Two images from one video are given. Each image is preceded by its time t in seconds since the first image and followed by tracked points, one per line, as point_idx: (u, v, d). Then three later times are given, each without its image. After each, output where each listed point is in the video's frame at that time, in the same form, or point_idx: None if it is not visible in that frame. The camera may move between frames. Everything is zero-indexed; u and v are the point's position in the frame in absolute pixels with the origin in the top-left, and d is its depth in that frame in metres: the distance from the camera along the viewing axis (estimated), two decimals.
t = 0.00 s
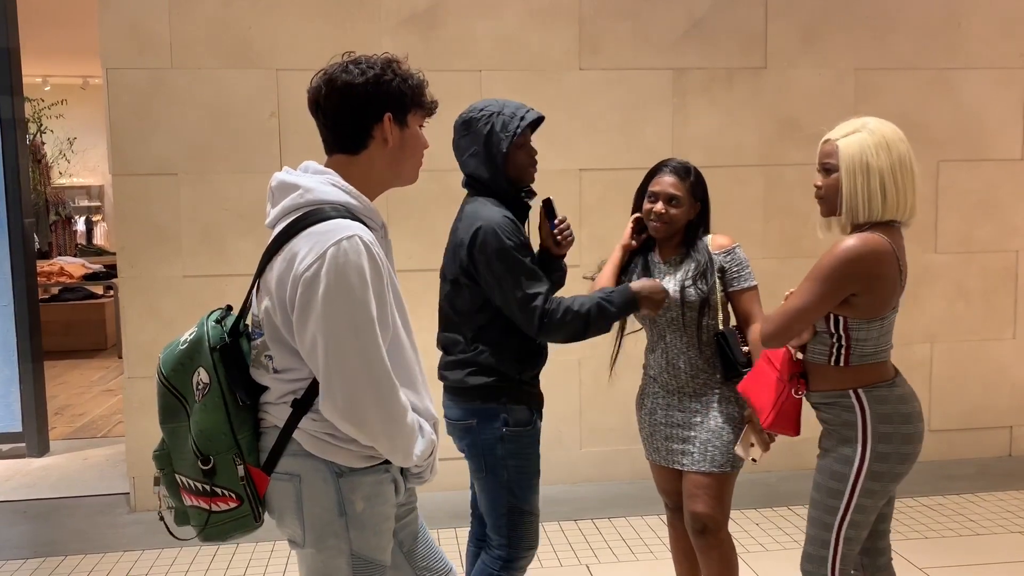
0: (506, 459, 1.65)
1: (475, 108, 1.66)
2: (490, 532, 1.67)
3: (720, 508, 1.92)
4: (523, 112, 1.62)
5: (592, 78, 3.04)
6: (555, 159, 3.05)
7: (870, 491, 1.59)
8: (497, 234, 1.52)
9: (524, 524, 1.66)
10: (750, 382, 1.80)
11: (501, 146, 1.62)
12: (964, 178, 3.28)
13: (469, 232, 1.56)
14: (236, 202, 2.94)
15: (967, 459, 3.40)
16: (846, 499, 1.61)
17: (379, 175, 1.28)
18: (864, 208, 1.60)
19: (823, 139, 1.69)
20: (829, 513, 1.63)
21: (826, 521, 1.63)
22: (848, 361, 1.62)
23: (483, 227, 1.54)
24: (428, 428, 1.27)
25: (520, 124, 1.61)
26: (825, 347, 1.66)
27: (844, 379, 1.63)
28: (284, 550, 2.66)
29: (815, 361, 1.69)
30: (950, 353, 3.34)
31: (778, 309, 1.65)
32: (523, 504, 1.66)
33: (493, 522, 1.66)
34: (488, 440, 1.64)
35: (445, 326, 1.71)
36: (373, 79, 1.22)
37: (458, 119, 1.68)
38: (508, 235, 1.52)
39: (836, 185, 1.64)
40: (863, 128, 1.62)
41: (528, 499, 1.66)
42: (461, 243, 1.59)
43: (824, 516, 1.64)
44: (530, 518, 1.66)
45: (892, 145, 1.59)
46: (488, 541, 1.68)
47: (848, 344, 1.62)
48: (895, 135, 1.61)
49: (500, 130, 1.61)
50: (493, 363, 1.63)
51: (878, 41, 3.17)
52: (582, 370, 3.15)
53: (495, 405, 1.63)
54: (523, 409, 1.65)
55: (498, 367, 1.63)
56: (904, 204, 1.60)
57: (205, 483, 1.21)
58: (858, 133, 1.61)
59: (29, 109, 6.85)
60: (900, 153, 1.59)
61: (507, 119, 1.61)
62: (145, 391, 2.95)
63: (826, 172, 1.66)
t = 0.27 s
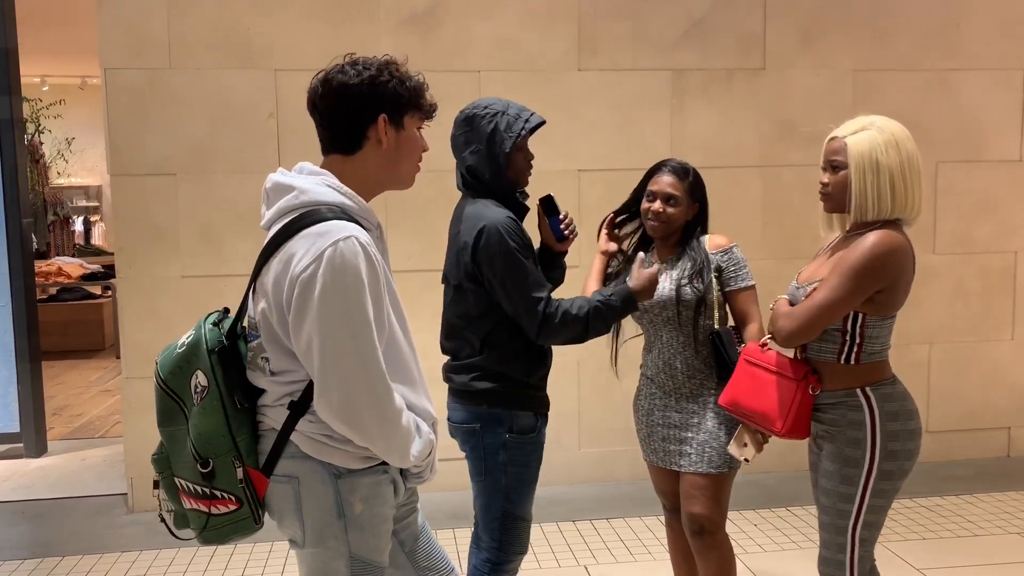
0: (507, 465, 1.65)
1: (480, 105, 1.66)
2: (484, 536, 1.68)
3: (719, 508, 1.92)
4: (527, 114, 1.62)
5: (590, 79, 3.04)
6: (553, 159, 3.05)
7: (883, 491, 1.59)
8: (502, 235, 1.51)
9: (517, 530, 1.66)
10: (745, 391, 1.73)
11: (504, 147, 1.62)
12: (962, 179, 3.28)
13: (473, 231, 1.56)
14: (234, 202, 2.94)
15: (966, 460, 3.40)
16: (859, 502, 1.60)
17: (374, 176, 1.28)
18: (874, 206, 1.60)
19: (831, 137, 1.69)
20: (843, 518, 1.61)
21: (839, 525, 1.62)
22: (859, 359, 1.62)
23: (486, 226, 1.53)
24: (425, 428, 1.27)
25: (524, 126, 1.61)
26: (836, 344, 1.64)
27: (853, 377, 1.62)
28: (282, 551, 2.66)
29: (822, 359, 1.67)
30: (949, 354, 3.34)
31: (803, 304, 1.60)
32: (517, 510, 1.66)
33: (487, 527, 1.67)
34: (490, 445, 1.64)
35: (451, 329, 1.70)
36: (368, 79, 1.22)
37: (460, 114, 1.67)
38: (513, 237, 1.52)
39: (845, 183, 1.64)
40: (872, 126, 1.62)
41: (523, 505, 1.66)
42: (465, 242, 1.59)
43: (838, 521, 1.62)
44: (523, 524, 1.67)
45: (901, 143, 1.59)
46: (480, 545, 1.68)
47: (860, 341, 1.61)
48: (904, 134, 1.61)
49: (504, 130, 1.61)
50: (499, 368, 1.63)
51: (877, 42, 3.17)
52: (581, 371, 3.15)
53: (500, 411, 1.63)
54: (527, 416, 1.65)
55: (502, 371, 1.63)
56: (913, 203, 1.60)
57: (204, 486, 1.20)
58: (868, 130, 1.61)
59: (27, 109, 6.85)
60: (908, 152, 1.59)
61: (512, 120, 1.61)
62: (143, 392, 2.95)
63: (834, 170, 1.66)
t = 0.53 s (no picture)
0: (489, 473, 1.65)
1: (480, 106, 1.66)
2: (468, 541, 1.69)
3: (715, 510, 1.92)
4: (528, 116, 1.62)
5: (588, 81, 3.04)
6: (551, 161, 3.05)
7: (883, 499, 1.59)
8: (487, 241, 1.51)
9: (499, 538, 1.66)
10: (737, 391, 1.74)
11: (505, 148, 1.62)
12: (959, 182, 3.29)
13: (463, 235, 1.56)
14: (232, 204, 2.94)
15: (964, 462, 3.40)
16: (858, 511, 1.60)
17: (368, 179, 1.28)
18: (874, 213, 1.60)
19: (831, 145, 1.70)
20: (847, 528, 1.61)
21: (844, 535, 1.61)
22: (853, 365, 1.62)
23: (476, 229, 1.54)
24: (427, 431, 1.27)
25: (524, 127, 1.61)
26: (831, 350, 1.64)
27: (848, 385, 1.62)
28: (281, 554, 2.66)
29: (816, 364, 1.67)
30: (947, 356, 3.35)
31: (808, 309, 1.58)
32: (500, 517, 1.66)
33: (472, 532, 1.68)
34: (472, 450, 1.65)
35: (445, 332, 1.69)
36: (360, 82, 1.22)
37: (461, 114, 1.67)
38: (498, 243, 1.51)
39: (844, 190, 1.65)
40: (871, 133, 1.63)
41: (506, 514, 1.66)
42: (455, 247, 1.60)
43: (842, 531, 1.61)
44: (506, 531, 1.66)
45: (900, 149, 1.59)
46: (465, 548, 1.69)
47: (856, 348, 1.61)
48: (903, 140, 1.60)
49: (504, 132, 1.61)
50: (482, 375, 1.64)
51: (874, 45, 3.18)
52: (580, 373, 3.15)
53: (483, 417, 1.64)
54: (511, 424, 1.64)
55: (487, 378, 1.63)
56: (914, 209, 1.60)
57: (204, 493, 1.20)
58: (866, 137, 1.62)
59: (25, 111, 6.85)
60: (908, 158, 1.59)
61: (513, 121, 1.62)
62: (141, 394, 2.94)
63: (834, 178, 1.67)
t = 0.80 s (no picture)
0: (480, 479, 1.64)
1: (491, 109, 1.66)
2: (462, 546, 1.68)
3: (713, 511, 1.92)
4: (542, 125, 1.62)
5: (584, 83, 3.04)
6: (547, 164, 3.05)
7: (869, 503, 1.59)
8: (484, 249, 1.51)
9: (494, 543, 1.65)
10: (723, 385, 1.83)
11: (513, 155, 1.62)
12: (954, 183, 3.29)
13: (460, 240, 1.56)
14: (228, 207, 2.93)
15: (961, 463, 3.41)
16: (845, 516, 1.59)
17: (364, 182, 1.28)
18: (858, 215, 1.60)
19: (814, 147, 1.70)
20: (836, 532, 1.60)
21: (834, 539, 1.61)
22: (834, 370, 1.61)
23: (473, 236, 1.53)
24: (420, 436, 1.26)
25: (536, 137, 1.61)
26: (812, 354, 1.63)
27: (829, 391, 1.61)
28: (278, 558, 2.65)
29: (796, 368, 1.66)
30: (943, 357, 3.35)
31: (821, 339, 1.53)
32: (493, 523, 1.65)
33: (465, 538, 1.67)
34: (462, 457, 1.65)
35: (443, 329, 1.66)
36: (356, 85, 1.21)
37: (473, 117, 1.67)
38: (495, 252, 1.51)
39: (828, 194, 1.65)
40: (852, 134, 1.63)
41: (499, 519, 1.65)
42: (450, 252, 1.60)
43: (832, 535, 1.61)
44: (500, 537, 1.65)
45: (881, 150, 1.59)
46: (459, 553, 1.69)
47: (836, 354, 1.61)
48: (884, 140, 1.60)
49: (515, 140, 1.61)
50: (470, 383, 1.64)
51: (869, 47, 3.18)
52: (576, 375, 3.14)
53: (472, 423, 1.64)
54: (501, 429, 1.64)
55: (479, 387, 1.63)
56: (898, 209, 1.60)
57: (197, 496, 1.20)
58: (846, 140, 1.62)
59: (20, 114, 6.83)
60: (889, 159, 1.59)
61: (524, 129, 1.61)
62: (137, 398, 2.93)
63: (817, 181, 1.68)
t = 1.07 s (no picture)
0: (479, 478, 1.64)
1: (488, 107, 1.66)
2: (458, 545, 1.68)
3: (709, 510, 1.92)
4: (539, 123, 1.62)
5: (578, 83, 3.04)
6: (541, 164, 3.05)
7: (834, 501, 1.58)
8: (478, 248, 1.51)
9: (490, 542, 1.65)
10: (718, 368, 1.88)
11: (510, 153, 1.61)
12: (948, 182, 3.30)
13: (454, 240, 1.57)
14: (221, 208, 2.93)
15: (954, 461, 3.41)
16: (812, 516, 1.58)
17: (358, 183, 1.28)
18: (828, 217, 1.60)
19: (783, 152, 1.71)
20: (803, 532, 1.59)
21: (801, 538, 1.59)
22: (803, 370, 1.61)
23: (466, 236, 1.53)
24: (407, 439, 1.26)
25: (534, 135, 1.61)
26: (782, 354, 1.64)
27: (795, 391, 1.61)
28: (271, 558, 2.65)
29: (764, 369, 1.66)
30: (936, 356, 3.35)
31: (812, 347, 1.53)
32: (490, 522, 1.65)
33: (462, 537, 1.67)
34: (461, 455, 1.65)
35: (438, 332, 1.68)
36: (353, 85, 1.21)
37: (469, 115, 1.67)
38: (487, 251, 1.51)
39: (799, 197, 1.66)
40: (818, 137, 1.63)
41: (496, 519, 1.65)
42: (445, 251, 1.60)
43: (799, 534, 1.60)
44: (497, 536, 1.66)
45: (849, 151, 1.59)
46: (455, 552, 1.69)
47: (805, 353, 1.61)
48: (850, 141, 1.60)
49: (513, 137, 1.61)
50: (471, 383, 1.63)
51: (863, 46, 3.19)
52: (570, 375, 3.14)
53: (472, 422, 1.63)
54: (500, 428, 1.64)
55: (479, 386, 1.63)
56: (868, 209, 1.60)
57: (183, 493, 1.20)
58: (814, 142, 1.62)
59: (13, 115, 6.81)
60: (857, 159, 1.59)
61: (523, 127, 1.61)
62: (130, 399, 2.93)
63: (787, 185, 1.68)
